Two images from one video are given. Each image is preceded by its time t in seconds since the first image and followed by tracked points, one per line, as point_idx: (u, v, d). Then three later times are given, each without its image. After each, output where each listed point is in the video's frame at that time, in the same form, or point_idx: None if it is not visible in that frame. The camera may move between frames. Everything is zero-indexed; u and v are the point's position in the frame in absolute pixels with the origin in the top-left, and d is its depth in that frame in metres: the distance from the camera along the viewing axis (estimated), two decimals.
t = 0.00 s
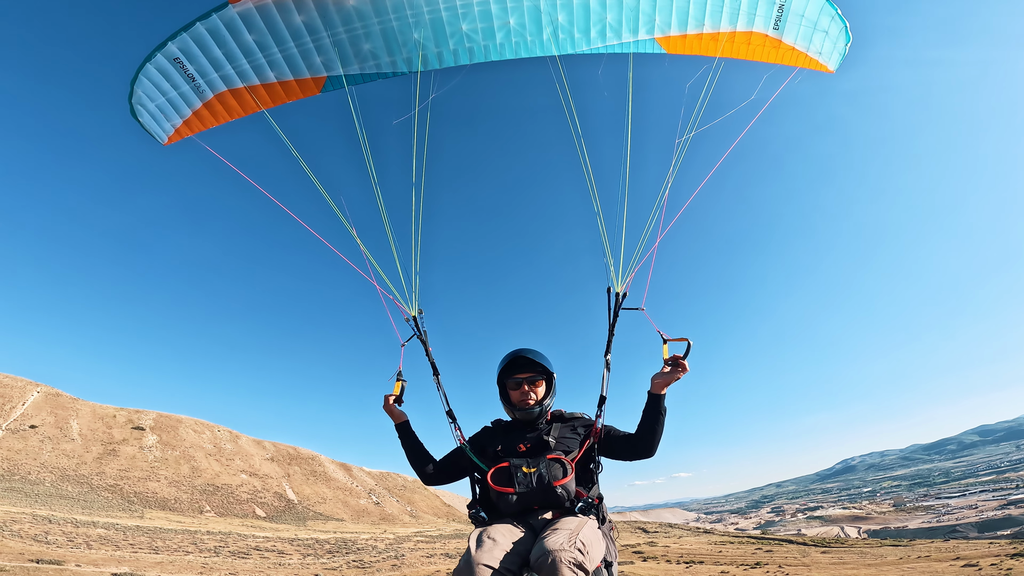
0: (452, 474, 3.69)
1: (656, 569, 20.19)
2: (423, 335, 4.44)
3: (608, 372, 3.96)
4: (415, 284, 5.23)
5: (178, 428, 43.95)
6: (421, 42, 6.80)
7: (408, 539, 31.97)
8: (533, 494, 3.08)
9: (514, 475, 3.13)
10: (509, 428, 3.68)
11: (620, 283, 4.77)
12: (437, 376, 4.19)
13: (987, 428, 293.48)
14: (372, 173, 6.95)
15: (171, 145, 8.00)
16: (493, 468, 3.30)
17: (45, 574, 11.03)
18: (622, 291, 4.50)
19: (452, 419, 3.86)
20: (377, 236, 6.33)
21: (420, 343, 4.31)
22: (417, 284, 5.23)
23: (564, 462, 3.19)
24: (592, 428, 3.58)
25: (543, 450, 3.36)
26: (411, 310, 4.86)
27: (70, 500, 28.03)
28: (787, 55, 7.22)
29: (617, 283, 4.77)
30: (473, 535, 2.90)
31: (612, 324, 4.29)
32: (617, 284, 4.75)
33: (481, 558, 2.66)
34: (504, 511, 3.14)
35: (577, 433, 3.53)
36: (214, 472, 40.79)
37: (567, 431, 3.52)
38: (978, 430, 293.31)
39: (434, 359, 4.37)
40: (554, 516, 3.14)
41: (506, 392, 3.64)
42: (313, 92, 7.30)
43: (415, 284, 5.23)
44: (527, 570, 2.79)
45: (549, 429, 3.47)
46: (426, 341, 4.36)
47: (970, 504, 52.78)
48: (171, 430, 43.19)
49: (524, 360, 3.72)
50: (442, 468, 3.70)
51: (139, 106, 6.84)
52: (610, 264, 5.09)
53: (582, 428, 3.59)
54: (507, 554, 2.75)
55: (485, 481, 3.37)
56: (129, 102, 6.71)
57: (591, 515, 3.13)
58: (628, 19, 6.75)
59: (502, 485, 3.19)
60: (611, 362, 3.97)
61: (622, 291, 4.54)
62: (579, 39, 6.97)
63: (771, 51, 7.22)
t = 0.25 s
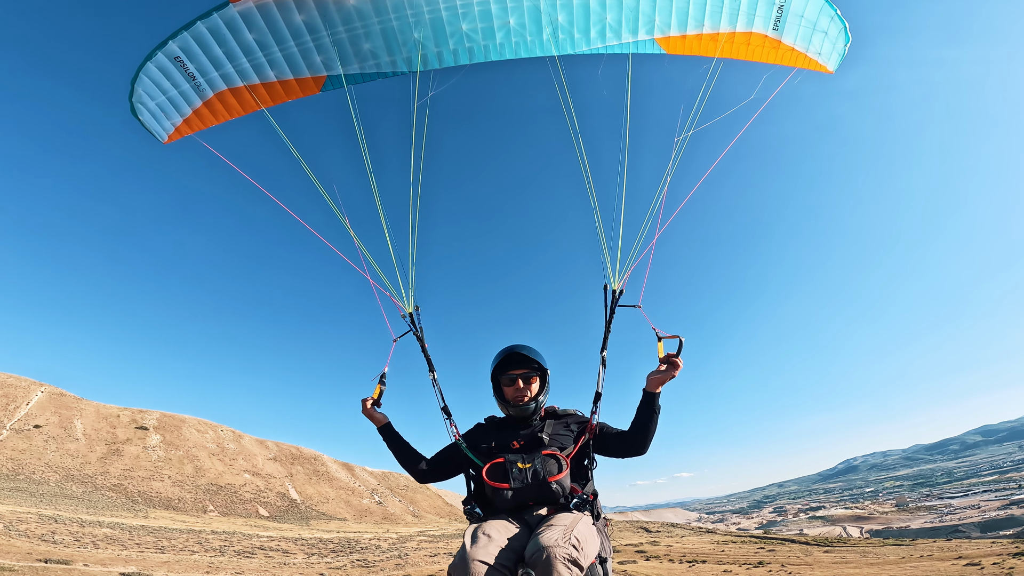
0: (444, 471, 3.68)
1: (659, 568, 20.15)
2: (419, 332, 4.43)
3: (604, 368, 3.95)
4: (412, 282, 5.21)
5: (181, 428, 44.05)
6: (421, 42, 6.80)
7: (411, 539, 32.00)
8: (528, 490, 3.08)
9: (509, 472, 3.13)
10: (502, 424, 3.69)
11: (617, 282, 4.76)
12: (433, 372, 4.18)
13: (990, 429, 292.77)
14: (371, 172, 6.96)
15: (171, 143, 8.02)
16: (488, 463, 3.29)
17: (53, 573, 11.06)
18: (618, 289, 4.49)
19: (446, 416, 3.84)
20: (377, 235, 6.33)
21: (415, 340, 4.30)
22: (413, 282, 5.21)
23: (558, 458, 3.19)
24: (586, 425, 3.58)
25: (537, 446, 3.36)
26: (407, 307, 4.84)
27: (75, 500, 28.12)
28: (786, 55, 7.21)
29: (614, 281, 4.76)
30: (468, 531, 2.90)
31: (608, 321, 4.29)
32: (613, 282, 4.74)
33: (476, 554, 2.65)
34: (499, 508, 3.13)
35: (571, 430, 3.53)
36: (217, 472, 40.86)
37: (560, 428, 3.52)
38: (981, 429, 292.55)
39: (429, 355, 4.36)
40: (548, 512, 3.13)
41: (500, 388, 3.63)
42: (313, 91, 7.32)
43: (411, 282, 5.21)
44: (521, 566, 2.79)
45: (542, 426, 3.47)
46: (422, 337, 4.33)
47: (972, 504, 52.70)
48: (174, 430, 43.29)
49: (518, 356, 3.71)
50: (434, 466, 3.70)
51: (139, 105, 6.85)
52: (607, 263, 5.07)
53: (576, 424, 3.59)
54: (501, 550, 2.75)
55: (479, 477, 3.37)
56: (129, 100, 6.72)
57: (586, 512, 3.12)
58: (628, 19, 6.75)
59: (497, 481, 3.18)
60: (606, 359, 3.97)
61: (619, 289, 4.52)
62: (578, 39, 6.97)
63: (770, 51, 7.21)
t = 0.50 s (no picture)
0: (442, 477, 3.69)
1: (662, 568, 20.14)
2: (416, 335, 4.43)
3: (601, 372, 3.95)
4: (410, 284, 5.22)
5: (184, 428, 44.15)
6: (423, 43, 6.81)
7: (414, 539, 32.06)
8: (525, 493, 3.08)
9: (506, 475, 3.13)
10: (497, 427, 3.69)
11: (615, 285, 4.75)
12: (429, 375, 4.18)
13: (992, 429, 292.15)
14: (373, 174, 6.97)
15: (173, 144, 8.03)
16: (484, 467, 3.29)
17: (61, 574, 11.10)
18: (616, 292, 4.48)
19: (443, 420, 3.85)
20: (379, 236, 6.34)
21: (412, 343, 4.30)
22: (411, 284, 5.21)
23: (556, 462, 3.20)
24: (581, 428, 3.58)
25: (533, 450, 3.36)
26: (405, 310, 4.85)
27: (79, 500, 28.19)
28: (788, 57, 7.21)
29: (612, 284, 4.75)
30: (465, 534, 2.90)
31: (605, 324, 4.27)
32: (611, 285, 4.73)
33: (472, 557, 2.66)
34: (495, 511, 3.13)
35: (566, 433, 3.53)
36: (220, 472, 40.95)
37: (555, 431, 3.53)
38: (983, 429, 291.92)
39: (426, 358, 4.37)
40: (545, 516, 3.14)
41: (494, 392, 3.63)
42: (314, 92, 7.33)
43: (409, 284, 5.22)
44: (517, 569, 2.80)
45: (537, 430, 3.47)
46: (420, 341, 4.34)
47: (974, 505, 52.67)
48: (177, 430, 43.38)
49: (511, 360, 3.69)
50: (433, 471, 3.71)
51: (143, 106, 6.86)
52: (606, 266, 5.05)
53: (570, 428, 3.59)
54: (497, 554, 2.76)
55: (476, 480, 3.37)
56: (133, 102, 6.74)
57: (582, 515, 3.13)
58: (630, 21, 6.76)
59: (493, 484, 3.18)
60: (603, 362, 3.97)
61: (616, 292, 4.51)
62: (580, 41, 6.98)
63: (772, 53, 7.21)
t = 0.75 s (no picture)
0: (439, 487, 3.69)
1: (663, 568, 20.13)
2: (413, 342, 4.41)
3: (599, 383, 3.92)
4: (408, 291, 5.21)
5: (187, 428, 44.25)
6: (425, 47, 6.81)
7: (416, 539, 32.08)
8: (521, 503, 3.07)
9: (502, 484, 3.12)
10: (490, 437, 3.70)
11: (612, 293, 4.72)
12: (426, 383, 4.19)
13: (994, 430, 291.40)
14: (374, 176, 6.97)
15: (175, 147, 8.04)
16: (479, 476, 3.29)
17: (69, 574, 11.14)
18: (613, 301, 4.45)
19: (440, 427, 3.84)
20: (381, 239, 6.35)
21: (410, 351, 4.28)
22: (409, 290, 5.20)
23: (552, 471, 3.17)
24: (576, 438, 3.56)
25: (528, 460, 3.34)
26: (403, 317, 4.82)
27: (82, 500, 28.25)
28: (791, 62, 7.21)
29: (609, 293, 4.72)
30: (460, 544, 2.90)
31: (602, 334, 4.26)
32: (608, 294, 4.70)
33: (467, 567, 2.66)
34: (491, 520, 3.13)
35: (562, 443, 3.53)
36: (222, 472, 41.01)
37: (550, 441, 3.50)
38: (985, 430, 291.43)
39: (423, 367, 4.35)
40: (541, 525, 3.13)
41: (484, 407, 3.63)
42: (316, 95, 7.35)
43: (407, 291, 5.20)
44: None
45: (532, 440, 3.45)
46: (416, 348, 4.32)
47: (975, 505, 52.60)
48: (180, 430, 43.47)
49: (498, 374, 3.64)
50: (432, 482, 3.71)
51: (145, 108, 6.87)
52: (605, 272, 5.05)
53: (567, 438, 3.58)
54: (493, 563, 2.75)
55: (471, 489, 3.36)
56: (135, 104, 6.74)
57: (578, 524, 3.12)
58: (632, 25, 6.77)
59: (488, 493, 3.17)
60: (600, 373, 3.95)
61: (614, 300, 4.49)
62: (582, 45, 6.98)
63: (775, 58, 7.21)
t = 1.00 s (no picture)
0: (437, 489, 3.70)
1: (665, 567, 20.16)
2: (413, 350, 4.45)
3: (597, 391, 3.93)
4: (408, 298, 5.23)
5: (189, 428, 44.29)
6: (425, 49, 6.81)
7: (419, 539, 32.15)
8: (519, 511, 3.07)
9: (500, 492, 3.12)
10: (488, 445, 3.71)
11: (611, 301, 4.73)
12: (425, 391, 4.23)
13: (995, 430, 291.10)
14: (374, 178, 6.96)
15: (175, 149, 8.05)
16: (477, 484, 3.29)
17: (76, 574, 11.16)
18: (612, 309, 4.47)
19: (439, 435, 3.86)
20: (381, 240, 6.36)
21: (410, 359, 4.32)
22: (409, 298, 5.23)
23: (550, 480, 3.17)
24: (574, 446, 3.57)
25: (526, 468, 3.35)
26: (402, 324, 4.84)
27: (85, 500, 28.28)
28: (791, 65, 7.20)
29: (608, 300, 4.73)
30: (458, 552, 2.90)
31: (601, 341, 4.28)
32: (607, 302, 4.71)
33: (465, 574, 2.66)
34: (489, 529, 3.13)
35: (559, 451, 3.54)
36: (224, 472, 41.05)
37: (548, 450, 3.51)
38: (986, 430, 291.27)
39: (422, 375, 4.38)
40: (539, 533, 3.14)
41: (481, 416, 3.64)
42: (316, 97, 7.35)
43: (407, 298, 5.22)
44: None
45: (530, 448, 3.46)
46: (416, 357, 4.36)
47: (977, 505, 52.59)
48: (182, 430, 43.52)
49: (492, 385, 3.61)
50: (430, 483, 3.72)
51: (145, 109, 6.88)
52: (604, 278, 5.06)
53: (565, 445, 3.58)
54: (491, 570, 2.75)
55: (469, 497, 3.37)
56: (135, 105, 6.75)
57: (577, 533, 3.12)
58: (632, 28, 6.77)
59: (487, 501, 3.18)
60: (599, 381, 3.96)
61: (612, 307, 4.50)
62: (582, 48, 6.95)
63: (775, 61, 7.20)
